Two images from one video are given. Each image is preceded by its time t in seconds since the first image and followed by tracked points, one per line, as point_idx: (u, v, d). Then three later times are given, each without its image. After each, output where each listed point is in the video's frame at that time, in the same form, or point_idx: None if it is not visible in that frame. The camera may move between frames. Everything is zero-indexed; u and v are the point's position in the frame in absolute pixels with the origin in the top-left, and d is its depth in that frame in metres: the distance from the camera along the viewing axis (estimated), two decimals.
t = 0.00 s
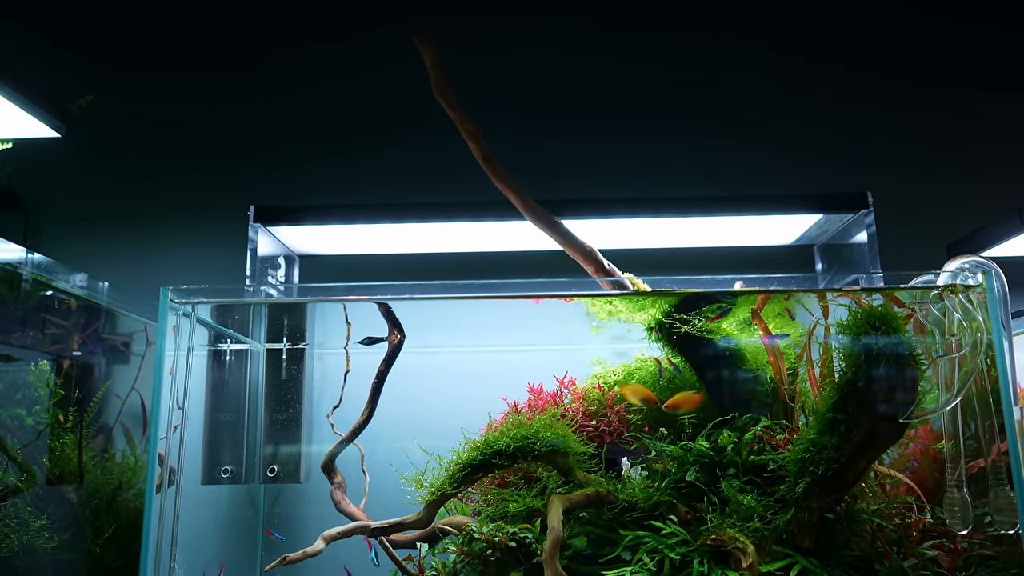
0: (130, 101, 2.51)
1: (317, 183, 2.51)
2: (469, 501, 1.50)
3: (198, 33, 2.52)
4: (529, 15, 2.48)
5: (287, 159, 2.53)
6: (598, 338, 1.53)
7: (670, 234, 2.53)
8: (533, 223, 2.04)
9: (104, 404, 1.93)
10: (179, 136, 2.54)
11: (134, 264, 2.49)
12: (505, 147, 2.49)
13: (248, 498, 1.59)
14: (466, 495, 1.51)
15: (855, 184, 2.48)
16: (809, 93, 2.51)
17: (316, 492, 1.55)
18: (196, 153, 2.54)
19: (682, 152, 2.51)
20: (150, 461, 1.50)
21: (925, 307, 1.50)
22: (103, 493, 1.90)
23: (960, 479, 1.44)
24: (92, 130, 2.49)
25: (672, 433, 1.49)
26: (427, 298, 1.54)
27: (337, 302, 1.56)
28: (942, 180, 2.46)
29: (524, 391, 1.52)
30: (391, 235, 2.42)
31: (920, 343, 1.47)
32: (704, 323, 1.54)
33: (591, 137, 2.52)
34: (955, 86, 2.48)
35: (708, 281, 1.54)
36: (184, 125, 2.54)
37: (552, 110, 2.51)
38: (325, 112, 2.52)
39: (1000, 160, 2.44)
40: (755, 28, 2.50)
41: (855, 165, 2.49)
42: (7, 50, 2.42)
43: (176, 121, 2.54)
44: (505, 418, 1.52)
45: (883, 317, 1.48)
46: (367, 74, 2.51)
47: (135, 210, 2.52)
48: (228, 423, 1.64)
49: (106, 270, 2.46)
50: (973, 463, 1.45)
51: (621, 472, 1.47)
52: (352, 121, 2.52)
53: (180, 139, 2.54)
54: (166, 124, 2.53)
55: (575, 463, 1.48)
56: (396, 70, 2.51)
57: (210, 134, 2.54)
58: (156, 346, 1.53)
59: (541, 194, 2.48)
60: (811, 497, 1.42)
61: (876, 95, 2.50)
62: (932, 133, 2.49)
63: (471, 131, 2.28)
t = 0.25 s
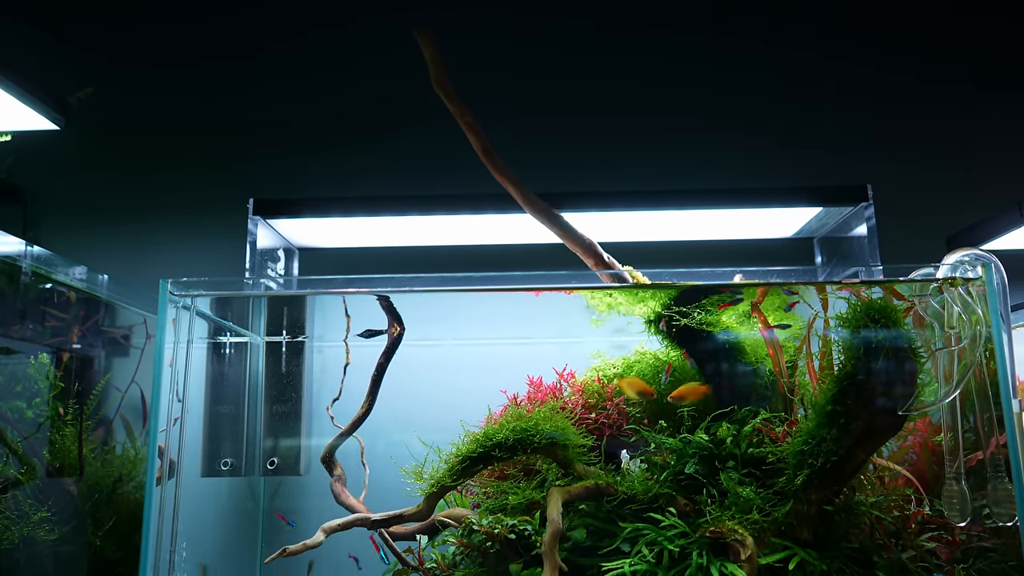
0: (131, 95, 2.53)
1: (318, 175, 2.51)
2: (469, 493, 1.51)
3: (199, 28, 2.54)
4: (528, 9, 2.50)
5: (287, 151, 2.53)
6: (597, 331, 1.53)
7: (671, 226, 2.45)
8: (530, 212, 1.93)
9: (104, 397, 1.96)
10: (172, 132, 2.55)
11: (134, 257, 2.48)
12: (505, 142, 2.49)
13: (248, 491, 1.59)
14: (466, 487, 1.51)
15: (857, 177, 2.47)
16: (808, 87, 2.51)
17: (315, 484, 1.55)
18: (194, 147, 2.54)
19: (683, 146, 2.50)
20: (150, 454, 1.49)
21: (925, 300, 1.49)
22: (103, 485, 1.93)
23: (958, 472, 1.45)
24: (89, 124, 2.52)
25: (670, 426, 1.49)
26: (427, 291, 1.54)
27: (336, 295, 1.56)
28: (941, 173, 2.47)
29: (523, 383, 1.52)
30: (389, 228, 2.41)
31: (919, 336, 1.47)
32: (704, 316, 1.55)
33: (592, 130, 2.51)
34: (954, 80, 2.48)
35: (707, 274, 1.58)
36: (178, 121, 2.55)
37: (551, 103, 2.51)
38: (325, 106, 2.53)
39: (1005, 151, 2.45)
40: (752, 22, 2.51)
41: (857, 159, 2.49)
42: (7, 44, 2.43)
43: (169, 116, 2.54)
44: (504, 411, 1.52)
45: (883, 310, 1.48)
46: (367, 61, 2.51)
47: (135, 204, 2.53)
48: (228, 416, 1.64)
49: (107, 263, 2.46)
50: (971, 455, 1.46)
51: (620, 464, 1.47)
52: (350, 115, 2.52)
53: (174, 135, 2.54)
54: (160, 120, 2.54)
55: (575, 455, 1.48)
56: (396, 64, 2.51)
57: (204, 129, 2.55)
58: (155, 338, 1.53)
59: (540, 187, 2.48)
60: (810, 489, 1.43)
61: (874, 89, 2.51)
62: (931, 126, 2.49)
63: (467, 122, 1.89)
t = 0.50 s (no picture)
0: (126, 86, 2.49)
1: (317, 169, 2.53)
2: (468, 485, 1.51)
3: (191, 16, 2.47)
4: None
5: (285, 143, 2.53)
6: (597, 324, 1.53)
7: (669, 220, 2.46)
8: (529, 204, 1.94)
9: (104, 389, 1.96)
10: (175, 123, 2.53)
11: (133, 250, 2.51)
12: (504, 134, 2.50)
13: (248, 483, 1.60)
14: (466, 480, 1.51)
15: (853, 169, 2.48)
16: (809, 78, 2.49)
17: (315, 476, 1.55)
18: (193, 139, 2.54)
19: (681, 138, 2.51)
20: (150, 446, 1.49)
21: (924, 293, 1.49)
22: (104, 478, 1.93)
23: (957, 464, 1.45)
24: (88, 116, 2.50)
25: (670, 418, 1.50)
26: (427, 283, 1.53)
27: (335, 287, 1.56)
28: (941, 165, 2.47)
29: (523, 375, 1.52)
30: (387, 221, 2.41)
31: (918, 329, 1.47)
32: (702, 309, 1.55)
33: (589, 122, 2.52)
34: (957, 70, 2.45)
35: (706, 267, 1.54)
36: (179, 113, 2.53)
37: (550, 94, 2.51)
38: (324, 97, 2.51)
39: (1002, 145, 2.44)
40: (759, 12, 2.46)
41: (855, 153, 2.49)
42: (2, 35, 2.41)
43: (172, 108, 2.52)
44: (503, 403, 1.52)
45: (882, 302, 1.48)
46: (368, 52, 2.47)
47: (133, 197, 2.54)
48: (228, 408, 1.65)
49: (105, 255, 2.48)
50: (969, 447, 1.46)
51: (619, 457, 1.47)
52: (348, 108, 2.52)
53: (177, 127, 2.53)
54: (161, 112, 2.52)
55: (574, 448, 1.49)
56: (394, 55, 2.47)
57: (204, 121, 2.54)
58: (154, 331, 1.53)
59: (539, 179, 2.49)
60: (808, 481, 1.43)
61: (876, 79, 2.49)
62: (931, 118, 2.49)
63: (466, 115, 1.94)
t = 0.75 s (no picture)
0: (126, 78, 2.50)
1: (317, 162, 2.50)
2: (468, 477, 1.51)
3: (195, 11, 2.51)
4: None
5: (285, 135, 2.52)
6: (596, 317, 1.54)
7: (665, 211, 2.48)
8: (528, 196, 1.94)
9: (104, 381, 1.95)
10: (174, 115, 2.53)
11: (132, 242, 2.50)
12: (504, 126, 2.47)
13: (248, 474, 1.60)
14: (465, 472, 1.52)
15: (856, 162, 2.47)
16: (809, 70, 2.49)
17: (314, 467, 1.56)
18: (192, 131, 2.53)
19: (682, 130, 2.50)
20: (150, 438, 1.50)
21: (924, 285, 1.49)
22: (103, 470, 1.94)
23: (955, 456, 1.45)
24: (86, 108, 2.49)
25: (669, 411, 1.50)
26: (427, 276, 1.53)
27: (334, 280, 1.55)
28: (942, 158, 2.46)
29: (522, 368, 1.53)
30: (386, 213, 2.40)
31: (918, 322, 1.47)
32: (702, 302, 1.55)
33: (591, 114, 2.51)
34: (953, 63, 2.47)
35: (708, 260, 1.57)
36: (179, 104, 2.53)
37: (551, 86, 2.50)
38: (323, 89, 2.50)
39: (1001, 137, 2.44)
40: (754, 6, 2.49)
41: (856, 146, 2.49)
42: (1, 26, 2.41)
43: (172, 98, 2.52)
44: (503, 395, 1.52)
45: (882, 295, 1.47)
46: (368, 46, 2.49)
47: (132, 189, 2.54)
48: (228, 401, 1.64)
49: (104, 248, 2.47)
50: (969, 440, 1.46)
51: (619, 449, 1.48)
52: (349, 101, 2.51)
53: (176, 118, 2.53)
54: (161, 102, 2.52)
55: (573, 440, 1.49)
56: (395, 48, 2.49)
57: (204, 113, 2.53)
58: (154, 323, 1.53)
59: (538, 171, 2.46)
60: (807, 474, 1.43)
61: (875, 72, 2.49)
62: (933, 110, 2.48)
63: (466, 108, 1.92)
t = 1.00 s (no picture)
0: (123, 70, 2.47)
1: (317, 155, 2.50)
2: (467, 469, 1.51)
3: None
4: None
5: (283, 128, 2.50)
6: (596, 309, 1.54)
7: (660, 204, 2.59)
8: (528, 189, 1.96)
9: (104, 373, 1.95)
10: (172, 114, 2.51)
11: (131, 234, 2.50)
12: (504, 119, 2.48)
13: (248, 466, 1.60)
14: (464, 464, 1.52)
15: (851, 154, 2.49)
16: (811, 62, 2.47)
17: (314, 460, 1.56)
18: (190, 123, 2.51)
19: (681, 122, 2.50)
20: (150, 430, 1.50)
21: (924, 277, 1.49)
22: (104, 462, 1.93)
23: (954, 449, 1.45)
24: (85, 100, 2.48)
25: (669, 403, 1.51)
26: (426, 268, 1.54)
27: (334, 273, 1.56)
28: (943, 151, 2.45)
29: (521, 361, 1.52)
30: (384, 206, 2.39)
31: (917, 315, 1.47)
32: (702, 294, 1.56)
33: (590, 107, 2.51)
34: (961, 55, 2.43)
35: (705, 252, 1.55)
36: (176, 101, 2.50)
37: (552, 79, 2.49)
38: (320, 81, 2.46)
39: (1005, 131, 2.42)
40: None
41: (853, 139, 2.49)
42: None
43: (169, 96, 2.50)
44: (502, 388, 1.52)
45: (881, 287, 1.47)
46: (367, 41, 2.43)
47: (132, 181, 2.53)
48: (228, 393, 1.65)
49: (103, 240, 2.48)
50: (968, 432, 1.47)
51: (619, 441, 1.48)
52: (349, 96, 2.47)
53: (173, 118, 2.51)
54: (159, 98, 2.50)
55: (573, 432, 1.49)
56: (393, 40, 2.44)
57: (202, 111, 2.51)
58: (153, 316, 1.52)
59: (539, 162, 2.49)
60: (806, 466, 1.43)
61: (881, 64, 2.46)
62: (936, 103, 2.46)
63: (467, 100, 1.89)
